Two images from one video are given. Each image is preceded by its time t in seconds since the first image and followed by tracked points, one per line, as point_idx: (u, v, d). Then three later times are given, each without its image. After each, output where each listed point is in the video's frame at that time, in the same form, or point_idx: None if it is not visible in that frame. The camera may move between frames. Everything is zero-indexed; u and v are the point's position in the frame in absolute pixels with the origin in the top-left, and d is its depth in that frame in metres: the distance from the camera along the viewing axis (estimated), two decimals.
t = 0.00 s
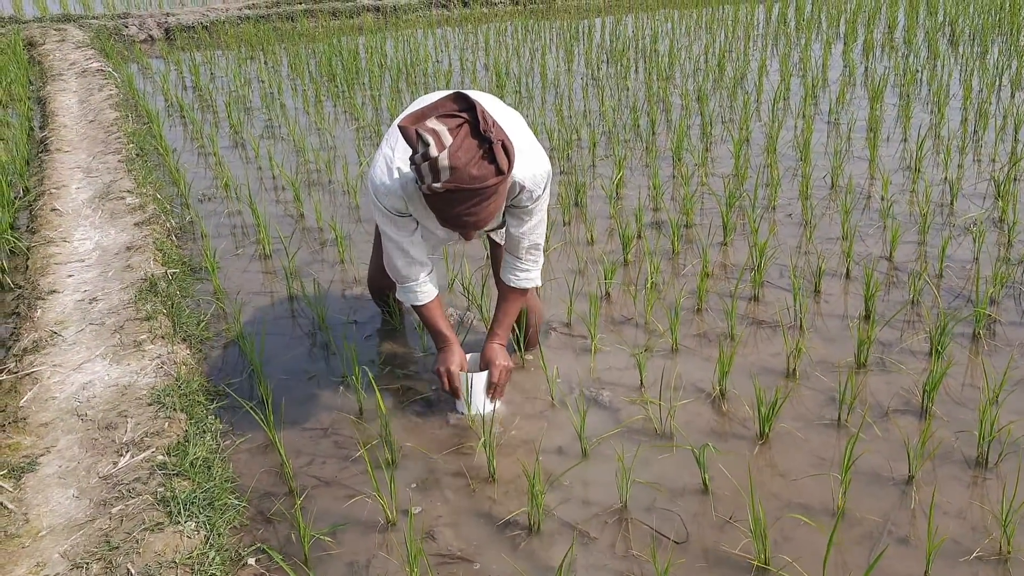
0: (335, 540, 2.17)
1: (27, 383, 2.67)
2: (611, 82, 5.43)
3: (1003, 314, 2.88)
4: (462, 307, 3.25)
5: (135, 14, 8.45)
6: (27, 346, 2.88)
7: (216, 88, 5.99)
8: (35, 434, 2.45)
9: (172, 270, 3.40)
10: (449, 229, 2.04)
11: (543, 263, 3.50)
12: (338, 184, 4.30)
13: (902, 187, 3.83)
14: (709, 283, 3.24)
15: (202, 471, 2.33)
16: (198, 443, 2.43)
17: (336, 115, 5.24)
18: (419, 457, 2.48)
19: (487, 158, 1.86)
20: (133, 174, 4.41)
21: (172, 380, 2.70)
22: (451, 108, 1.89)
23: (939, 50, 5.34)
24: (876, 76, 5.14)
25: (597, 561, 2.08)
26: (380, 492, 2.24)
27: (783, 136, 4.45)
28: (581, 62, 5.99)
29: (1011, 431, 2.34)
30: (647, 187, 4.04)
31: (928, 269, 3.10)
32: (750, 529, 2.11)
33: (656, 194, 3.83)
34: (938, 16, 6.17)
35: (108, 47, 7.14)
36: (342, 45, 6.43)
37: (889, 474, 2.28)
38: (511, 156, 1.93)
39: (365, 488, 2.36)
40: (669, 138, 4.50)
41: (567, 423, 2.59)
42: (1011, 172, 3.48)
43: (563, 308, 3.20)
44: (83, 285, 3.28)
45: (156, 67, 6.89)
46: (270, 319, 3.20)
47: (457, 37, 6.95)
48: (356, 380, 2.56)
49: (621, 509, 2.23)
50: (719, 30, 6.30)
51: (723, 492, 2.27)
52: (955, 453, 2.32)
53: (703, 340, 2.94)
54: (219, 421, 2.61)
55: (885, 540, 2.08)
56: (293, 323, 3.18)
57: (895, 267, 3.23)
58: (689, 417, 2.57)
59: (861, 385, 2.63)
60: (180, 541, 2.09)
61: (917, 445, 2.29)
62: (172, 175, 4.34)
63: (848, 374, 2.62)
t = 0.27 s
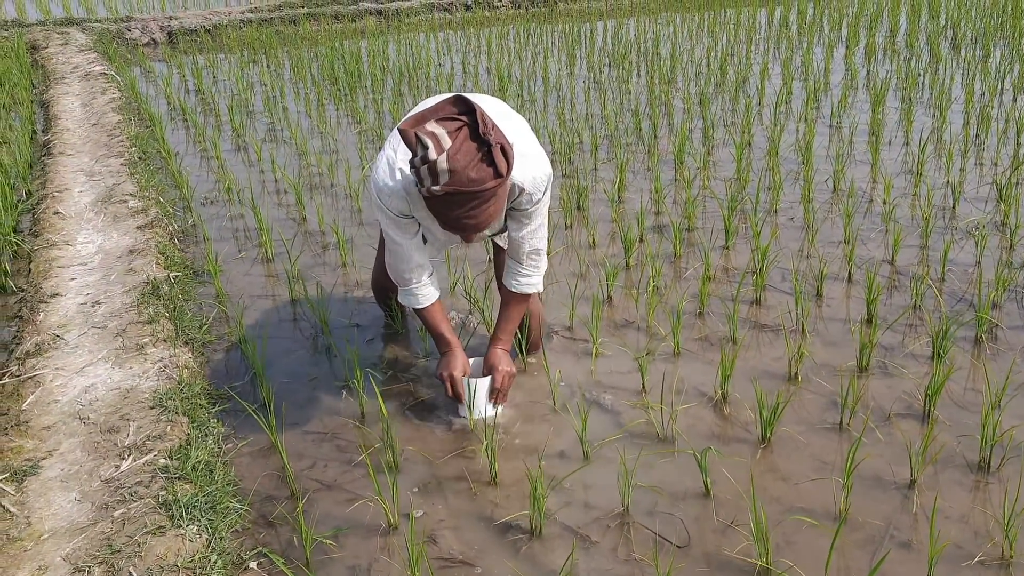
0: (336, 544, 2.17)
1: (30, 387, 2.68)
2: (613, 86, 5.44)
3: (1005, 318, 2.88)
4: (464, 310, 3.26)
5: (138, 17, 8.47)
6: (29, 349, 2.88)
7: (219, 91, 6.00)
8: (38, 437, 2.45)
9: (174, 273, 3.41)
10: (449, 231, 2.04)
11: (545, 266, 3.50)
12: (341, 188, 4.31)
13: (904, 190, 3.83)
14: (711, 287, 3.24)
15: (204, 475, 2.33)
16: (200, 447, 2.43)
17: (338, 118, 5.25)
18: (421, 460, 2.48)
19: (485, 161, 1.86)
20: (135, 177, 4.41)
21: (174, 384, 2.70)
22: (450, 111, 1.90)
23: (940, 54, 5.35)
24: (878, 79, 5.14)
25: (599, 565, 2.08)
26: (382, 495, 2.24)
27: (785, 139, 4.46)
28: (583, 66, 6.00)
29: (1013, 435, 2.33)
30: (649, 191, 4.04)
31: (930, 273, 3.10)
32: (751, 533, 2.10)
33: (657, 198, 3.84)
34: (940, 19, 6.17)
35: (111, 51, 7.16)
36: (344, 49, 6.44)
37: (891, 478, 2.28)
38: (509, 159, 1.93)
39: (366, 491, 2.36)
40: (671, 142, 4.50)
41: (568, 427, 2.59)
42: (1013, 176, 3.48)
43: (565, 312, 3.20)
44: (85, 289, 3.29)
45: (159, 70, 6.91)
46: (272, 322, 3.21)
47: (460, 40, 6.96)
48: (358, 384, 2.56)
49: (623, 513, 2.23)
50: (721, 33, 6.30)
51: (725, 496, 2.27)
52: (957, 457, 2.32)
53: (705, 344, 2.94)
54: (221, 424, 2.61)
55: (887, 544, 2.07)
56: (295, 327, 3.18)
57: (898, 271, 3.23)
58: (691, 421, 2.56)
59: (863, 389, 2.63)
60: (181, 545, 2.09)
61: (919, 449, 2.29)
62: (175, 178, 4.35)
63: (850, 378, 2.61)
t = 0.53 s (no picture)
0: (339, 546, 2.17)
1: (32, 388, 2.68)
2: (615, 89, 5.44)
3: (1008, 321, 2.88)
4: (466, 312, 3.26)
5: (141, 20, 8.49)
6: (32, 351, 2.89)
7: (221, 94, 6.01)
8: (40, 439, 2.46)
9: (177, 276, 3.41)
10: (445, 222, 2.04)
11: (547, 269, 3.50)
12: (343, 190, 4.32)
13: (906, 194, 3.82)
14: (714, 290, 3.24)
15: (207, 477, 2.33)
16: (202, 449, 2.43)
17: (340, 121, 5.26)
18: (423, 463, 2.48)
19: (478, 150, 1.86)
20: (138, 180, 4.42)
21: (177, 386, 2.70)
22: (446, 102, 1.90)
23: (943, 57, 5.35)
24: (881, 82, 5.15)
25: (601, 568, 2.08)
26: (384, 498, 2.24)
27: (787, 142, 4.46)
28: (585, 69, 6.01)
29: (1016, 438, 2.33)
30: (651, 194, 4.04)
31: (932, 275, 3.10)
32: (754, 536, 2.10)
33: (660, 200, 3.84)
34: (942, 23, 6.18)
35: (114, 54, 7.17)
36: (347, 52, 6.45)
37: (894, 482, 2.27)
38: (503, 149, 1.93)
39: (369, 494, 2.36)
40: (673, 145, 4.50)
41: (571, 430, 2.59)
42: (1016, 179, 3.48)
43: (567, 314, 3.20)
44: (88, 291, 3.29)
45: (161, 73, 6.93)
46: (275, 324, 3.21)
47: (462, 43, 6.97)
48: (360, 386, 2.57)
49: (625, 516, 2.23)
50: (723, 36, 6.31)
51: (727, 499, 2.27)
52: (960, 461, 2.32)
53: (708, 347, 2.93)
54: (223, 426, 2.61)
55: (891, 548, 2.07)
56: (297, 329, 3.18)
57: (900, 274, 3.23)
58: (693, 424, 2.56)
59: (866, 392, 2.62)
60: (184, 547, 2.09)
61: (922, 452, 2.28)
62: (177, 181, 4.35)
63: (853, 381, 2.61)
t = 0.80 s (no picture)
0: (341, 549, 2.17)
1: (35, 391, 2.68)
2: (618, 92, 5.45)
3: (1011, 325, 2.87)
4: (469, 315, 3.26)
5: (144, 23, 8.51)
6: (35, 353, 2.89)
7: (224, 96, 6.02)
8: (43, 441, 2.46)
9: (179, 278, 3.41)
10: (444, 223, 2.04)
11: (550, 272, 3.50)
12: (346, 193, 4.32)
13: (909, 197, 3.82)
14: (716, 293, 3.24)
15: (209, 479, 2.33)
16: (205, 451, 2.44)
17: (343, 123, 5.26)
18: (426, 465, 2.48)
19: (475, 151, 1.86)
20: (141, 182, 4.43)
21: (179, 388, 2.70)
22: (445, 104, 1.91)
23: (945, 60, 5.35)
24: (883, 86, 5.15)
25: (604, 571, 2.07)
26: (387, 500, 2.24)
27: (789, 145, 4.46)
28: (587, 72, 6.01)
29: (1020, 442, 2.33)
30: (654, 197, 4.04)
31: (935, 279, 3.09)
32: (757, 540, 2.10)
33: (662, 203, 3.84)
34: (944, 26, 6.18)
35: (118, 56, 7.19)
36: (349, 54, 6.46)
37: (897, 485, 2.27)
38: (500, 151, 1.94)
39: (371, 496, 2.36)
40: (675, 148, 4.50)
41: (573, 432, 2.59)
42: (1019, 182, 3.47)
43: (569, 317, 3.20)
44: (91, 293, 3.30)
45: (164, 75, 6.94)
46: (277, 327, 3.21)
47: (464, 46, 6.98)
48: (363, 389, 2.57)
49: (628, 519, 2.23)
50: (725, 39, 6.32)
51: (730, 503, 2.26)
52: (964, 464, 2.31)
53: (711, 350, 2.93)
54: (226, 429, 2.61)
55: (894, 551, 2.06)
56: (300, 332, 3.18)
57: (903, 277, 3.22)
58: (696, 427, 2.56)
59: (869, 395, 2.62)
60: (187, 549, 2.09)
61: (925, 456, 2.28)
62: (180, 183, 4.36)
63: (856, 384, 2.61)
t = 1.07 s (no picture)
0: (343, 551, 2.17)
1: (37, 392, 2.69)
2: (620, 94, 5.45)
3: (1013, 328, 2.87)
4: (470, 318, 3.26)
5: (146, 25, 8.52)
6: (38, 355, 2.89)
7: (226, 99, 6.03)
8: (45, 443, 2.46)
9: (182, 280, 3.42)
10: (446, 223, 2.04)
11: (552, 274, 3.50)
12: (348, 195, 4.33)
13: (911, 200, 3.82)
14: (718, 296, 3.24)
15: (211, 481, 2.33)
16: (207, 453, 2.44)
17: (345, 126, 5.27)
18: (427, 468, 2.48)
19: (477, 149, 1.86)
20: (143, 184, 4.43)
21: (181, 390, 2.71)
22: (447, 104, 1.92)
23: (947, 63, 5.35)
24: (885, 89, 5.15)
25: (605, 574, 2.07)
26: (388, 502, 2.24)
27: (791, 148, 4.46)
28: (589, 74, 6.02)
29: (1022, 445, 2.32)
30: (656, 199, 4.04)
31: (937, 282, 3.09)
32: (759, 543, 2.10)
33: (664, 206, 3.84)
34: (946, 29, 6.18)
35: (120, 59, 7.20)
36: (352, 56, 6.47)
37: (899, 488, 2.27)
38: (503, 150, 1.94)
39: (373, 498, 2.36)
40: (677, 150, 4.50)
41: (575, 435, 2.59)
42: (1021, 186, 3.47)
43: (571, 320, 3.20)
44: (93, 295, 3.30)
45: (166, 78, 6.95)
46: (279, 329, 3.21)
47: (466, 49, 6.99)
48: (365, 391, 2.57)
49: (629, 522, 2.23)
50: (727, 42, 6.32)
51: (732, 506, 2.26)
52: (965, 467, 2.31)
53: (712, 353, 2.93)
54: (228, 430, 2.61)
55: (896, 555, 2.06)
56: (302, 334, 3.19)
57: (905, 280, 3.22)
58: (698, 430, 2.56)
59: (871, 398, 2.62)
60: (188, 551, 2.09)
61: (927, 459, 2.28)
62: (182, 185, 4.37)
63: (858, 387, 2.61)
